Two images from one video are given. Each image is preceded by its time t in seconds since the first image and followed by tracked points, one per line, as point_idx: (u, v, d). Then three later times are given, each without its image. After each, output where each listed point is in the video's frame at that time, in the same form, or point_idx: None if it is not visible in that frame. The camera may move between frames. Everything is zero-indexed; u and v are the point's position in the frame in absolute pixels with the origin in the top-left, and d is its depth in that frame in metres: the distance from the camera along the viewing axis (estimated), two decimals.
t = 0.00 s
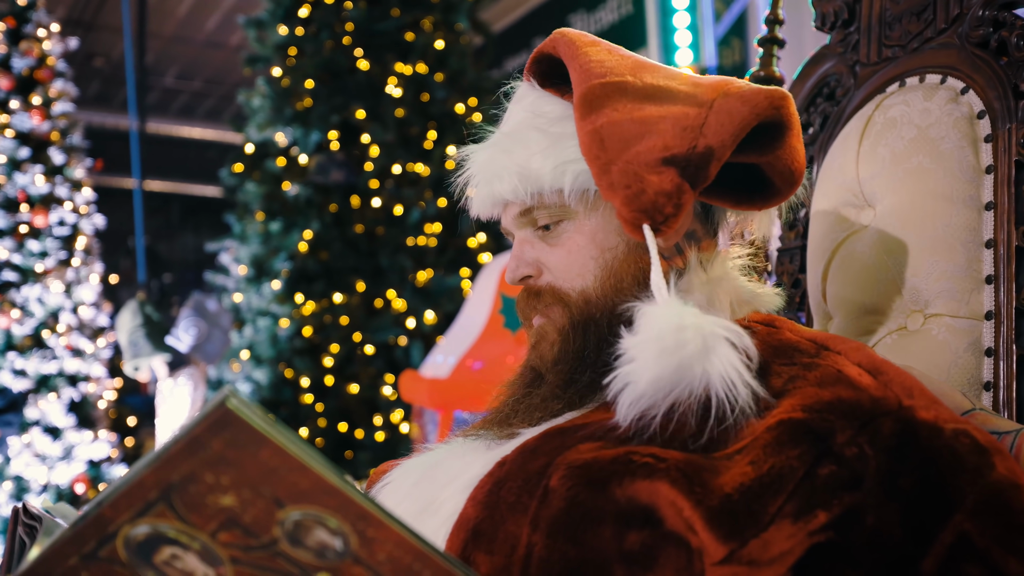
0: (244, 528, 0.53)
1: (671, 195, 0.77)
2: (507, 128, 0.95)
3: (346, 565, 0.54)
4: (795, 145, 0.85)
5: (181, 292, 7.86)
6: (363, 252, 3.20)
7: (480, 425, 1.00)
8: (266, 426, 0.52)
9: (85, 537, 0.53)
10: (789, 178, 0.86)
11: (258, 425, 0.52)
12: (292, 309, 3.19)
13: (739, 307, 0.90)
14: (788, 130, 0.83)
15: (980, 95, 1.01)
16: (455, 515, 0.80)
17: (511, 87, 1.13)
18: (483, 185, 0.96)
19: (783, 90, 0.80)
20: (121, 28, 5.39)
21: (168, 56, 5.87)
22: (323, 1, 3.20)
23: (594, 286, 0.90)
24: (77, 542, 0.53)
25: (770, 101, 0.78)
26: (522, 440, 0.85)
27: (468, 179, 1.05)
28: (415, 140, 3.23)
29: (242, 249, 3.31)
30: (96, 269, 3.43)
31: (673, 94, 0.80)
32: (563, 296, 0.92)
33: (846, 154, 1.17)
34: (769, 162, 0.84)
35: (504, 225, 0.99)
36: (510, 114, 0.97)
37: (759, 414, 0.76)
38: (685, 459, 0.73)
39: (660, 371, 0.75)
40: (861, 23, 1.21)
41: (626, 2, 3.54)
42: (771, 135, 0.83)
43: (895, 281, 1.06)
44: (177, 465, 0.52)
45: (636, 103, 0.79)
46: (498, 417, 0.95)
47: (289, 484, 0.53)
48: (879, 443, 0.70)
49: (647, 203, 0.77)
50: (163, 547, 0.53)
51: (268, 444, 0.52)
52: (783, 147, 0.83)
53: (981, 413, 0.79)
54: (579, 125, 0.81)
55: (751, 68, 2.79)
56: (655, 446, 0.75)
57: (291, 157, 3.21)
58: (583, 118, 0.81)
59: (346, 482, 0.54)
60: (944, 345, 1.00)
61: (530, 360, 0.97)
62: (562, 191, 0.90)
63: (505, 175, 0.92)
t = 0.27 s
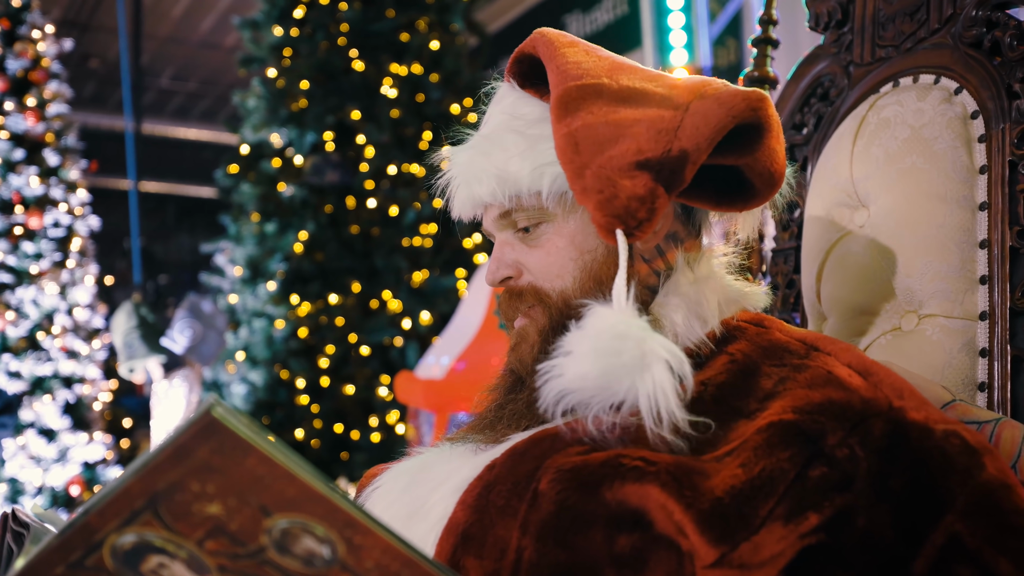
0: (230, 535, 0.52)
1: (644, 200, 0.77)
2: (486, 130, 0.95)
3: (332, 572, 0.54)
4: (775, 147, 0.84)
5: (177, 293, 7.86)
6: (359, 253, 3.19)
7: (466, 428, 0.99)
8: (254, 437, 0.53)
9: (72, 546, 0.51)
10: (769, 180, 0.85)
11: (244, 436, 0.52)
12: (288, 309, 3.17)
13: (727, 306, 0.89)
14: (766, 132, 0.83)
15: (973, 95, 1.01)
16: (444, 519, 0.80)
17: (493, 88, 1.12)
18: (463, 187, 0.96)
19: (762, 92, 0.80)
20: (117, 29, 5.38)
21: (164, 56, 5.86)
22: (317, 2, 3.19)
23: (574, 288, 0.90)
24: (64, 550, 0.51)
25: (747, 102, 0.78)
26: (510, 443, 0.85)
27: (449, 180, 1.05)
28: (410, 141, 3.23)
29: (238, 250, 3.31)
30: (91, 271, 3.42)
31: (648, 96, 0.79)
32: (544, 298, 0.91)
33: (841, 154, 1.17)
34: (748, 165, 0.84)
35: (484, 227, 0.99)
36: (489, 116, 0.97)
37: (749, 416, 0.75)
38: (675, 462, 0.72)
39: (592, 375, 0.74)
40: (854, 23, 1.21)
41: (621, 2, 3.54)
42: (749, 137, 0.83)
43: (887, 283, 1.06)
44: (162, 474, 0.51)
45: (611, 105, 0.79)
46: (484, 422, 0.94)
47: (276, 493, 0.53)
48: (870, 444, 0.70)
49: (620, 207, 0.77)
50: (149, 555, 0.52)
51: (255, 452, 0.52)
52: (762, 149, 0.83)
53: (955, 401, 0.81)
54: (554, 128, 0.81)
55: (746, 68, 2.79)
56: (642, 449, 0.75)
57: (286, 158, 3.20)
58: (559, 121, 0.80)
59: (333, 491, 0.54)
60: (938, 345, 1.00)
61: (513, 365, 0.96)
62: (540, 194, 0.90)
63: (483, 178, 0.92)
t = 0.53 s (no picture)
0: (223, 538, 0.52)
1: (626, 205, 0.76)
2: (478, 131, 0.95)
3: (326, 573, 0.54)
4: (765, 156, 0.84)
5: (173, 294, 7.86)
6: (355, 253, 3.19)
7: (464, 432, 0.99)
8: (248, 438, 0.52)
9: (62, 550, 0.50)
10: (759, 188, 0.85)
11: (238, 436, 0.52)
12: (284, 311, 3.16)
13: (724, 308, 0.89)
14: (754, 141, 0.82)
15: (969, 96, 1.01)
16: (443, 520, 0.80)
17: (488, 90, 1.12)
18: (453, 188, 0.96)
19: (751, 100, 0.79)
20: (112, 30, 5.37)
21: (159, 57, 5.85)
22: (313, 2, 3.19)
23: (563, 293, 0.90)
24: (54, 553, 0.50)
25: (733, 109, 0.77)
26: (507, 446, 0.85)
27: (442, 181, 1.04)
28: (406, 141, 3.22)
29: (233, 251, 3.30)
30: (86, 272, 3.41)
31: (636, 101, 0.79)
32: (535, 303, 0.91)
33: (836, 155, 1.17)
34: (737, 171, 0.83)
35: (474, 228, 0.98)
36: (481, 118, 0.97)
37: (747, 418, 0.75)
38: (674, 464, 0.72)
39: (592, 384, 0.74)
40: (850, 24, 1.21)
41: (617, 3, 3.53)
42: (737, 145, 0.82)
43: (882, 286, 1.06)
44: (154, 476, 0.51)
45: (598, 110, 0.78)
46: (483, 428, 0.93)
47: (270, 494, 0.52)
48: (869, 446, 0.70)
49: (602, 212, 0.76)
50: (142, 557, 0.51)
51: (247, 453, 0.52)
52: (751, 156, 0.83)
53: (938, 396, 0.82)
54: (541, 131, 0.80)
55: (743, 69, 2.78)
56: (642, 451, 0.75)
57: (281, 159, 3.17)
58: (545, 124, 0.80)
59: (327, 493, 0.54)
60: (934, 347, 1.00)
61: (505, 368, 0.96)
62: (528, 198, 0.89)
63: (472, 180, 0.92)
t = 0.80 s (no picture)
0: (223, 534, 0.51)
1: (636, 203, 0.76)
2: (478, 134, 0.94)
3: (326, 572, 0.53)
4: (768, 149, 0.83)
5: (168, 294, 7.85)
6: (350, 253, 3.18)
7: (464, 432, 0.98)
8: (247, 432, 0.51)
9: (62, 543, 0.50)
10: (762, 184, 0.85)
11: (239, 431, 0.51)
12: (279, 311, 3.16)
13: (725, 308, 0.88)
14: (758, 135, 0.82)
15: (968, 95, 1.00)
16: (442, 521, 0.79)
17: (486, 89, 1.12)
18: (454, 191, 0.95)
19: (754, 95, 0.79)
20: (107, 29, 5.36)
21: (155, 57, 5.83)
22: (309, 2, 3.18)
23: (566, 295, 0.89)
24: (52, 549, 0.50)
25: (738, 106, 0.77)
26: (507, 447, 0.84)
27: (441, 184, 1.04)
28: (402, 141, 3.22)
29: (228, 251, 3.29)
30: (80, 272, 3.40)
31: (640, 99, 0.79)
32: (536, 305, 0.90)
33: (835, 155, 1.16)
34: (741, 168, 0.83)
35: (476, 232, 0.98)
36: (480, 121, 0.96)
37: (749, 418, 0.75)
38: (675, 463, 0.72)
39: (590, 382, 0.74)
40: (848, 23, 1.20)
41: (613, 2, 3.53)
42: (743, 140, 0.82)
43: (882, 285, 1.05)
44: (153, 471, 0.50)
45: (601, 108, 0.78)
46: (478, 426, 0.93)
47: (270, 490, 0.51)
48: (871, 447, 0.69)
49: (611, 211, 0.76)
50: (140, 553, 0.51)
51: (247, 447, 0.51)
52: (755, 152, 0.82)
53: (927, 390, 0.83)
54: (545, 131, 0.80)
55: (739, 68, 2.78)
56: (642, 451, 0.74)
57: (277, 158, 3.19)
58: (548, 125, 0.79)
59: (328, 487, 0.53)
60: (933, 348, 1.00)
61: (507, 371, 0.95)
62: (532, 198, 0.89)
63: (474, 183, 0.91)
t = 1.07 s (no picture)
0: (221, 529, 0.50)
1: (674, 180, 0.79)
2: (486, 119, 0.95)
3: (326, 569, 0.51)
4: (779, 141, 0.87)
5: (163, 294, 7.83)
6: (345, 252, 3.17)
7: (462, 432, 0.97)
8: (243, 424, 0.51)
9: (59, 537, 0.50)
10: (773, 176, 0.88)
11: (235, 423, 0.51)
12: (274, 310, 3.12)
13: (726, 305, 0.87)
14: (774, 125, 0.85)
15: (968, 90, 1.00)
16: (440, 518, 0.78)
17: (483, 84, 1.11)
18: (462, 179, 0.96)
19: (770, 86, 0.83)
20: (100, 29, 5.34)
21: (148, 56, 5.81)
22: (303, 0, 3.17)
23: (578, 285, 0.89)
24: (49, 542, 0.50)
25: (761, 95, 0.81)
26: (507, 444, 0.83)
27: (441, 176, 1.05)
28: (397, 139, 3.20)
29: (223, 250, 3.28)
30: (75, 271, 3.38)
31: (666, 85, 0.82)
32: (547, 295, 0.90)
33: (834, 151, 1.15)
34: (754, 157, 0.86)
35: (478, 222, 0.99)
36: (485, 109, 0.97)
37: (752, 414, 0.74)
38: (676, 460, 0.71)
39: (646, 359, 0.75)
40: (847, 19, 1.20)
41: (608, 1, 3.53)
42: (759, 129, 0.85)
43: (881, 283, 1.04)
44: (150, 465, 0.50)
45: (629, 91, 0.81)
46: (481, 426, 0.93)
47: (269, 485, 0.51)
48: (874, 444, 0.68)
49: (650, 186, 0.78)
50: (137, 548, 0.50)
51: (246, 440, 0.51)
52: (770, 140, 0.86)
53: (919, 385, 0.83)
54: (569, 114, 0.82)
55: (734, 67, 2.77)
56: (645, 447, 0.74)
57: (272, 157, 3.17)
58: (573, 107, 0.81)
59: (326, 481, 0.52)
60: (933, 345, 0.99)
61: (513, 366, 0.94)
62: (547, 184, 0.90)
63: (487, 168, 0.92)
